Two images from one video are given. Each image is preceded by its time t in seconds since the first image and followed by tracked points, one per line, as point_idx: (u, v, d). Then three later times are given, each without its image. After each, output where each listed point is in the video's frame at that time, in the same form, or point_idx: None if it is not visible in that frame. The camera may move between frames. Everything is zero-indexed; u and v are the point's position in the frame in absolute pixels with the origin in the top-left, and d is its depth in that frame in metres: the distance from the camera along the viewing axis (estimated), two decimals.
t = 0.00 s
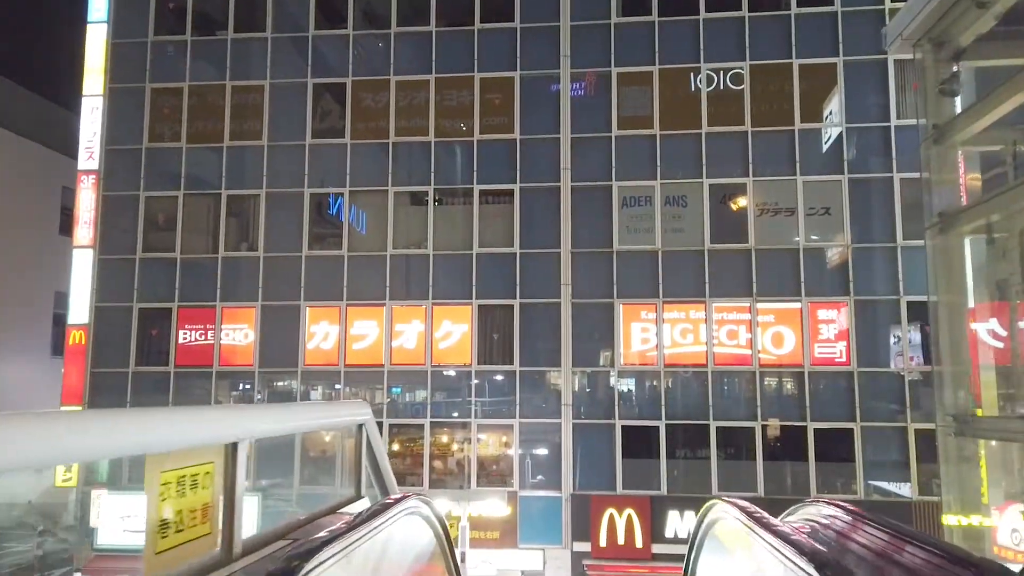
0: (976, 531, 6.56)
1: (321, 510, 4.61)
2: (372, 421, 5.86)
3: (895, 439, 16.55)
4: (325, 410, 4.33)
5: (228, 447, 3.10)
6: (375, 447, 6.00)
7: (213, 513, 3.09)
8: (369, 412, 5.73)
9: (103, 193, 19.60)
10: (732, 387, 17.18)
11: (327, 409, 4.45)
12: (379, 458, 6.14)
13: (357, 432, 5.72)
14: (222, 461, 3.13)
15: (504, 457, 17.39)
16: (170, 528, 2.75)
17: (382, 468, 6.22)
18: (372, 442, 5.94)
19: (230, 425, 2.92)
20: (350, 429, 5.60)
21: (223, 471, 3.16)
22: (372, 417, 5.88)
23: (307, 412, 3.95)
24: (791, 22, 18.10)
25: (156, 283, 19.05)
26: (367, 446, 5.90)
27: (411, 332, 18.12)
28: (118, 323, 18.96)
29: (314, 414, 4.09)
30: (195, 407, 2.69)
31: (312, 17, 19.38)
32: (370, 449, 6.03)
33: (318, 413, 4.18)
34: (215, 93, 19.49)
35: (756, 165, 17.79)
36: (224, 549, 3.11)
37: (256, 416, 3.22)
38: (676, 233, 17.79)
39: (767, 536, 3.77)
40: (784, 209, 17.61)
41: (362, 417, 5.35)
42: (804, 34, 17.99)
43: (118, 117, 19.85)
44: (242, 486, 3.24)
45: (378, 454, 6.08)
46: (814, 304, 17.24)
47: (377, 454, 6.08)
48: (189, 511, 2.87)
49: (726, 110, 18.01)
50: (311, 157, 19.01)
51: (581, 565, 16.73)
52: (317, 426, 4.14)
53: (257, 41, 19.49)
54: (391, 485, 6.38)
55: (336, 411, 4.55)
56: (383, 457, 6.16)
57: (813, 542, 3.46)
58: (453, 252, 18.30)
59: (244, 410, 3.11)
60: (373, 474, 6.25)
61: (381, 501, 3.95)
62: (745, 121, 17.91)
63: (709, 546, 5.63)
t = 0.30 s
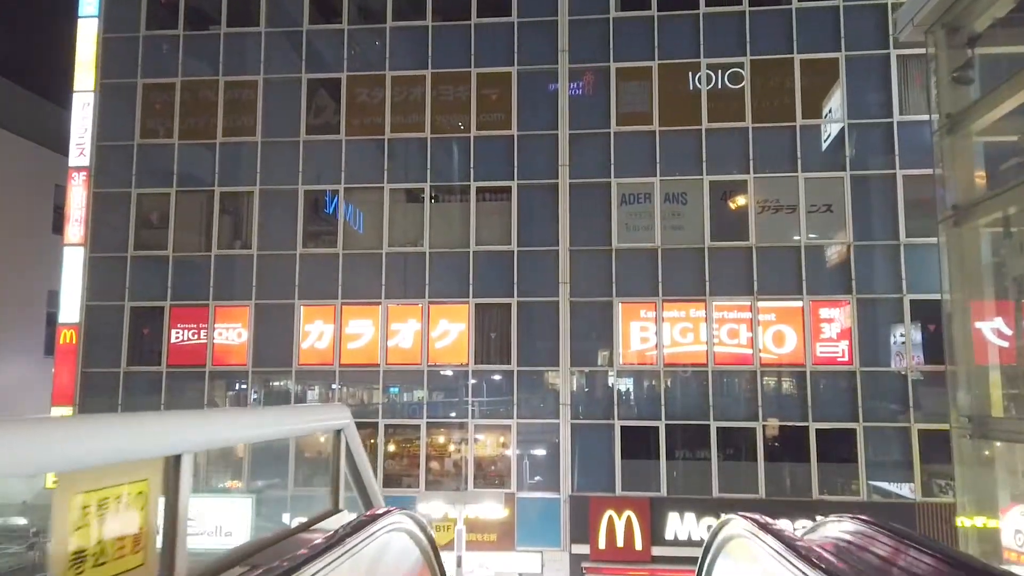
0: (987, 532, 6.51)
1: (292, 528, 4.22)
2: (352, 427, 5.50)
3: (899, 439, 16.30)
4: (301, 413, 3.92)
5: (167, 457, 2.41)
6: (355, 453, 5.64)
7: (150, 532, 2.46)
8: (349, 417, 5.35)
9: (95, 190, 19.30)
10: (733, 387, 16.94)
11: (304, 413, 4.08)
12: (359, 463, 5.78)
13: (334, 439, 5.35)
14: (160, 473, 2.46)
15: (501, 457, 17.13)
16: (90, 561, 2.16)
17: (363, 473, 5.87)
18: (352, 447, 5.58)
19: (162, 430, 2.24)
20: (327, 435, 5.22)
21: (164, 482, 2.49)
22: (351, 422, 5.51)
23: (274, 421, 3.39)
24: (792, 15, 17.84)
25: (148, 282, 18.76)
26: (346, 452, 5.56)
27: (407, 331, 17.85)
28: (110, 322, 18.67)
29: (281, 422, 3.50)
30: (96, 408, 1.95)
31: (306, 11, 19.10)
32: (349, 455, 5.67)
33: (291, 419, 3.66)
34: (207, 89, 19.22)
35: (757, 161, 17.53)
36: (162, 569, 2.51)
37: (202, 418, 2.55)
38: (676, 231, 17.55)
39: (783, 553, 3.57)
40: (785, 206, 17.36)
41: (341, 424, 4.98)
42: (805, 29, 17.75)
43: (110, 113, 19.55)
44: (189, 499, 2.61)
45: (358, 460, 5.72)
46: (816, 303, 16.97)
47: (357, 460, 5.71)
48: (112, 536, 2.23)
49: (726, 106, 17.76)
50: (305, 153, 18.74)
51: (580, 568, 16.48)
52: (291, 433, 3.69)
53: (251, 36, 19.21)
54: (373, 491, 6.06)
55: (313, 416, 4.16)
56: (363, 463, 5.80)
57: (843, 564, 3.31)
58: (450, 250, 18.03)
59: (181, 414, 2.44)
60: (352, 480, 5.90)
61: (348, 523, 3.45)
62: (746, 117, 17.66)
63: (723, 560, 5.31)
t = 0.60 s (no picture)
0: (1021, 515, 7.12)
1: (260, 544, 3.94)
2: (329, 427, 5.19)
3: (902, 439, 16.04)
4: (270, 415, 3.66)
5: (84, 467, 2.29)
6: (332, 453, 5.34)
7: (66, 530, 2.39)
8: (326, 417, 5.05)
9: (86, 186, 19.01)
10: (734, 386, 16.69)
11: (273, 415, 3.81)
12: (336, 463, 5.49)
13: (311, 439, 5.07)
14: (73, 483, 2.31)
15: (499, 457, 16.85)
16: None
17: (340, 472, 5.60)
18: (328, 447, 5.28)
19: (73, 442, 2.03)
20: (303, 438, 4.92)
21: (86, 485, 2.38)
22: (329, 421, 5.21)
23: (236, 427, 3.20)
24: (795, 9, 17.58)
25: (141, 279, 18.47)
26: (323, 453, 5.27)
27: (403, 329, 17.57)
28: (101, 320, 18.38)
29: (244, 425, 3.27)
30: (13, 417, 1.81)
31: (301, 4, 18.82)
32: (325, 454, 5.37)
33: (257, 422, 3.43)
34: (200, 83, 18.95)
35: (759, 156, 17.26)
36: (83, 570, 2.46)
37: (125, 424, 2.33)
38: (676, 227, 17.29)
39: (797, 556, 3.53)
40: (788, 202, 17.10)
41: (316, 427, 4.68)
42: (808, 22, 17.50)
43: (101, 108, 19.25)
44: (112, 504, 2.48)
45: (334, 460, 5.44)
46: (819, 300, 16.71)
47: (333, 459, 5.43)
48: (13, 538, 2.16)
49: (728, 100, 17.50)
50: (300, 149, 18.45)
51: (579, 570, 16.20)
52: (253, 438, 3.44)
53: (245, 30, 18.94)
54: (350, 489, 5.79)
55: (283, 419, 3.90)
56: (340, 462, 5.51)
57: (859, 567, 3.26)
58: (447, 247, 17.74)
59: (104, 422, 2.22)
60: (328, 479, 5.62)
61: (318, 540, 3.16)
62: (748, 112, 17.39)
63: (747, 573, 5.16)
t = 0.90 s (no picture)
0: None
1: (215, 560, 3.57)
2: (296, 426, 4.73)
3: (895, 438, 15.92)
4: (213, 413, 3.16)
5: None
6: (300, 454, 4.88)
7: None
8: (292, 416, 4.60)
9: (67, 180, 18.60)
10: (727, 385, 16.50)
11: (220, 414, 3.32)
12: (305, 465, 5.03)
13: (280, 443, 4.70)
14: None
15: (488, 457, 16.60)
16: None
17: (309, 474, 5.14)
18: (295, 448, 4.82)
19: None
20: (265, 440, 4.45)
21: None
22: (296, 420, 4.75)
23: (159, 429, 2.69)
24: (789, 4, 17.42)
25: (123, 275, 18.08)
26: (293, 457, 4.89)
27: (391, 326, 17.28)
28: (82, 317, 17.98)
29: (174, 424, 2.78)
30: None
31: None
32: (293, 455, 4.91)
33: (193, 422, 2.93)
34: (185, 76, 18.59)
35: (752, 153, 17.09)
36: None
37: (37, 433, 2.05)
38: (669, 224, 17.09)
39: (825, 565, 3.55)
40: (781, 199, 16.93)
41: (276, 427, 4.22)
42: (802, 18, 17.35)
43: (83, 100, 18.85)
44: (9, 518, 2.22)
45: (302, 461, 4.98)
46: (812, 298, 16.56)
47: (302, 461, 4.97)
48: None
49: (721, 96, 17.32)
50: (286, 143, 18.12)
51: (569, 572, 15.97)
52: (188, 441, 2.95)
53: (231, 22, 18.59)
54: (321, 492, 5.34)
55: (231, 417, 3.39)
56: (309, 464, 5.06)
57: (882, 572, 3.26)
58: (436, 243, 17.46)
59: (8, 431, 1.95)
60: (296, 481, 5.17)
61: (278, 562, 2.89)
62: (741, 108, 17.22)
63: None
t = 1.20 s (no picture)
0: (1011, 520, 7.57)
1: None
2: (230, 420, 4.11)
3: (866, 437, 15.98)
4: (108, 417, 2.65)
5: None
6: (237, 460, 4.27)
7: None
8: (227, 415, 4.07)
9: (26, 171, 17.96)
10: (701, 384, 16.42)
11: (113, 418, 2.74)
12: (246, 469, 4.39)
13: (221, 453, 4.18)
14: None
15: (461, 456, 16.35)
16: None
17: (254, 481, 4.51)
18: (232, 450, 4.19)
19: None
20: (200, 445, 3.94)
21: None
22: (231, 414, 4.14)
23: (13, 433, 2.10)
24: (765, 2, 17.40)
25: (84, 270, 17.50)
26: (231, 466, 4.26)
27: (362, 324, 16.93)
28: (41, 313, 17.38)
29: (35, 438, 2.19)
30: None
31: None
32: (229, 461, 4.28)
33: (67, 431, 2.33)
34: (150, 65, 18.05)
35: (728, 150, 17.04)
36: None
37: None
38: (644, 222, 16.98)
39: None
40: (756, 197, 16.91)
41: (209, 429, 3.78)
42: (778, 16, 17.34)
43: (43, 89, 18.22)
44: None
45: (244, 465, 4.35)
46: (786, 297, 16.55)
47: (242, 466, 4.35)
48: None
49: (696, 93, 17.25)
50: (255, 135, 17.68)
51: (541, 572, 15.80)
52: (83, 445, 2.45)
53: (198, 10, 18.09)
54: (264, 502, 4.69)
55: (132, 422, 2.83)
56: (252, 467, 4.42)
57: None
58: (409, 240, 17.15)
59: None
60: (238, 496, 4.55)
61: None
62: (717, 106, 17.16)
63: None
